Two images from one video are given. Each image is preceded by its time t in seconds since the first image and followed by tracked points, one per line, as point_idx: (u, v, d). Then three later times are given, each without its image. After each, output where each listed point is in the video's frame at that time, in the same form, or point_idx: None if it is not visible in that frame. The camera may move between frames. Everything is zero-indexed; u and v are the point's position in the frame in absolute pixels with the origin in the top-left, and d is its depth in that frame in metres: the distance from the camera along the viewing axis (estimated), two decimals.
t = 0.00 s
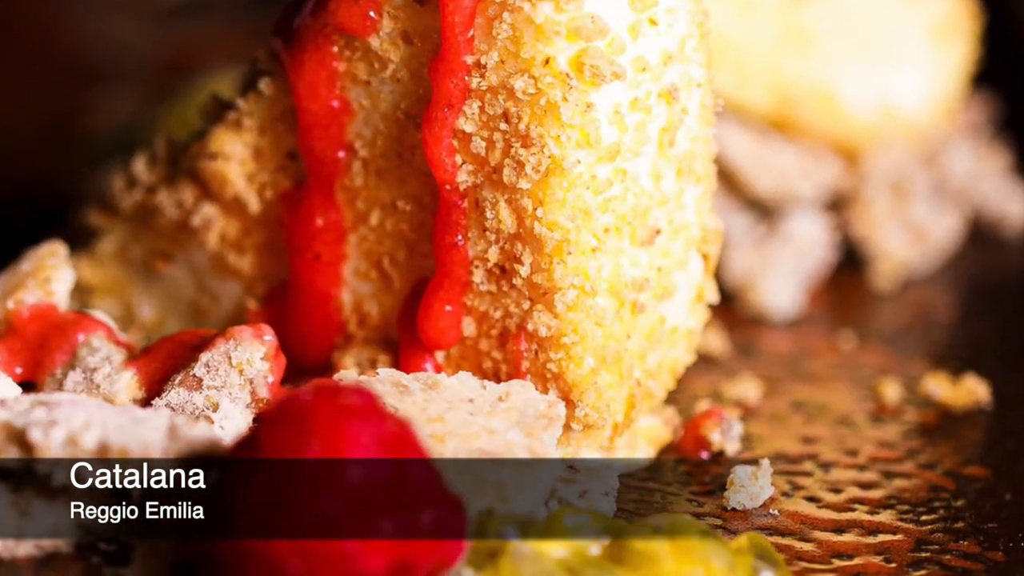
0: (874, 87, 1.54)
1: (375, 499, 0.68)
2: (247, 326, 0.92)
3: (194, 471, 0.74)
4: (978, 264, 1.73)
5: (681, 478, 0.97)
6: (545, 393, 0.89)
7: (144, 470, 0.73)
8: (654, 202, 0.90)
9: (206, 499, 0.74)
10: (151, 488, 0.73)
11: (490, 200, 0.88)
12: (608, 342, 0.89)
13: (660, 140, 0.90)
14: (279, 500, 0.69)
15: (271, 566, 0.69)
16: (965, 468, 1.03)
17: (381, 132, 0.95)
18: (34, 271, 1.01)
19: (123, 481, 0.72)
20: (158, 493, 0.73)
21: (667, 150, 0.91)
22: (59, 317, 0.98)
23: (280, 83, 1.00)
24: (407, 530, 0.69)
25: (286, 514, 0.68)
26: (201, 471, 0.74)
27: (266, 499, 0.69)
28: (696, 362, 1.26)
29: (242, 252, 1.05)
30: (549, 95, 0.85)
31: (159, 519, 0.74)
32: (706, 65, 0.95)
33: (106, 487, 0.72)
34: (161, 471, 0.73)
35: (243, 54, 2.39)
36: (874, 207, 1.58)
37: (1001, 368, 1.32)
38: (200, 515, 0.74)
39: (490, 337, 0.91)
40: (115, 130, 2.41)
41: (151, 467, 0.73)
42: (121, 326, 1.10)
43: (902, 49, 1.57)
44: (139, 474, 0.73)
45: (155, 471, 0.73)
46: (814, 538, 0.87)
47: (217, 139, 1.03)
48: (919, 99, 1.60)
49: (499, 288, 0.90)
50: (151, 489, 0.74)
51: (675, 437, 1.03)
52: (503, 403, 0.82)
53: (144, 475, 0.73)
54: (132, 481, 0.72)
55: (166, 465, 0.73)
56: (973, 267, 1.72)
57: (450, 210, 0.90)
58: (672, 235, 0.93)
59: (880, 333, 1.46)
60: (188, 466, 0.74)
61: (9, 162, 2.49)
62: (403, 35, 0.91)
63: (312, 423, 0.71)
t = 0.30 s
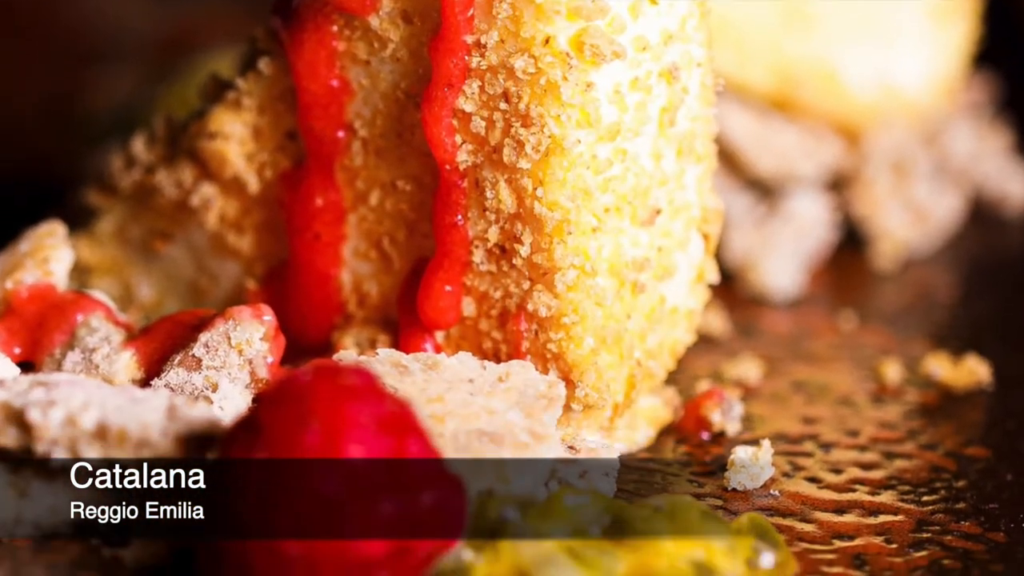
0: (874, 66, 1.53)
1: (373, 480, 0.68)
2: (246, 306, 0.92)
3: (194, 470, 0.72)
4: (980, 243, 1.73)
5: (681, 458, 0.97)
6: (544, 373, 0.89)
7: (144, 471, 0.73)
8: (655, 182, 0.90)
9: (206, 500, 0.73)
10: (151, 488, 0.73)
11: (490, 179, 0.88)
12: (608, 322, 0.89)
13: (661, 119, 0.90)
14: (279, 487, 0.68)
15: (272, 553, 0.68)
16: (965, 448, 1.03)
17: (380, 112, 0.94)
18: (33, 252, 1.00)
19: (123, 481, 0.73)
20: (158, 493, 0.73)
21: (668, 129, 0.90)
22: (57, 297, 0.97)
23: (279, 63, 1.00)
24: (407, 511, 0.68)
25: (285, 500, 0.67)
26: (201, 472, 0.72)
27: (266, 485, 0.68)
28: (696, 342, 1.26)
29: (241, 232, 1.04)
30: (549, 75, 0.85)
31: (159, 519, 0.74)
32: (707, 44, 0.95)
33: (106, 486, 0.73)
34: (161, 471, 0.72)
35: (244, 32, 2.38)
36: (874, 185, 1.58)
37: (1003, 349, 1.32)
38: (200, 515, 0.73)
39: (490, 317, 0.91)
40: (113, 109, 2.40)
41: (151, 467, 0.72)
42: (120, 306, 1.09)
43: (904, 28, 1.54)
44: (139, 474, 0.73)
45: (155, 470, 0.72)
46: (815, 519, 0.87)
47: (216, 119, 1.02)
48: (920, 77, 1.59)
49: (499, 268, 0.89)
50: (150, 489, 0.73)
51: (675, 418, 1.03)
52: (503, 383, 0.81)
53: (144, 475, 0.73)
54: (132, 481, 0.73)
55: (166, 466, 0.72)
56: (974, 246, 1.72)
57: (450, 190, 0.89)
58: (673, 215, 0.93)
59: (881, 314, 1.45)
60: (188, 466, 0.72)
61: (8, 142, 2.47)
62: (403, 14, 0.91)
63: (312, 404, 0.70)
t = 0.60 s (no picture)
0: (876, 46, 1.51)
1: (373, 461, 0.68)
2: (245, 286, 0.92)
3: (194, 470, 0.73)
4: (982, 223, 1.73)
5: (683, 439, 0.97)
6: (545, 354, 0.89)
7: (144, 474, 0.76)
8: (655, 161, 0.90)
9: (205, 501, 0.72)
10: (151, 488, 0.75)
11: (489, 159, 0.87)
12: (609, 303, 0.88)
13: (661, 99, 0.89)
14: (279, 467, 0.68)
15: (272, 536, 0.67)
16: (966, 428, 1.03)
17: (380, 91, 0.93)
18: (31, 232, 1.00)
19: (123, 481, 0.76)
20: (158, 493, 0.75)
21: (668, 109, 0.90)
22: (56, 277, 0.97)
23: (279, 42, 0.99)
24: (407, 491, 0.68)
25: (285, 479, 0.67)
26: (200, 471, 0.72)
27: (265, 464, 0.68)
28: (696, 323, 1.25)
29: (240, 212, 1.04)
30: (549, 54, 0.84)
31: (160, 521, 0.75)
32: (708, 23, 0.94)
33: (106, 487, 0.75)
34: (161, 471, 0.75)
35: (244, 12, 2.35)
36: (875, 164, 1.58)
37: (1004, 329, 1.31)
38: (200, 515, 0.73)
39: (490, 297, 0.91)
40: (112, 90, 2.36)
41: (150, 467, 0.75)
42: (119, 286, 1.09)
43: (905, 7, 1.53)
44: (139, 475, 0.76)
45: (155, 470, 0.75)
46: (816, 500, 0.87)
47: (215, 99, 1.02)
48: (923, 57, 1.57)
49: (499, 248, 0.89)
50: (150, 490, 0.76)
51: (675, 398, 1.03)
52: (503, 363, 0.81)
53: (144, 475, 0.75)
54: (131, 480, 0.76)
55: (165, 465, 0.75)
56: (976, 226, 1.71)
57: (449, 170, 0.89)
58: (673, 195, 0.92)
59: (882, 294, 1.45)
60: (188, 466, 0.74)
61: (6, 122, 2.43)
62: None
63: (312, 385, 0.69)
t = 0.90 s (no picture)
0: (877, 25, 1.51)
1: (373, 441, 0.68)
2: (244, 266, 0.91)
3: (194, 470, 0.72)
4: (984, 203, 1.72)
5: (683, 419, 0.97)
6: (545, 334, 0.89)
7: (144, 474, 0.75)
8: (655, 141, 0.89)
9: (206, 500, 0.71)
10: (151, 488, 0.74)
11: (489, 139, 0.87)
12: (609, 283, 0.88)
13: (661, 78, 0.89)
14: (279, 446, 0.67)
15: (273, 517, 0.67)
16: (968, 408, 1.03)
17: (380, 71, 0.93)
18: (30, 211, 1.00)
19: (123, 481, 0.75)
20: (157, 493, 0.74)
21: (669, 88, 0.90)
22: (54, 257, 0.97)
23: (278, 21, 0.99)
24: (407, 471, 0.69)
25: (285, 459, 0.67)
26: (201, 471, 0.72)
27: (265, 444, 0.68)
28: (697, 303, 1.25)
29: (240, 191, 1.03)
30: (550, 33, 0.83)
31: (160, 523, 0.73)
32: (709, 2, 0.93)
33: (105, 487, 0.75)
34: (161, 471, 0.74)
35: None
36: (876, 144, 1.57)
37: (1005, 309, 1.31)
38: (200, 515, 0.71)
39: (490, 277, 0.90)
40: (111, 70, 2.33)
41: (151, 467, 0.75)
42: (118, 266, 1.09)
43: None
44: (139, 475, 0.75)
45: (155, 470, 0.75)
46: (817, 480, 0.87)
47: (214, 78, 1.01)
48: (924, 36, 1.57)
49: (499, 228, 0.89)
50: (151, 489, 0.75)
51: (675, 378, 1.03)
52: (503, 342, 0.81)
53: (144, 475, 0.75)
54: (131, 481, 0.75)
55: (165, 465, 0.74)
56: (977, 206, 1.71)
57: (449, 149, 0.89)
58: (673, 174, 0.92)
59: (883, 274, 1.45)
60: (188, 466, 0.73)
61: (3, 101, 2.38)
62: None
63: (312, 364, 0.69)
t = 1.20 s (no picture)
0: (880, 6, 1.50)
1: (373, 422, 0.68)
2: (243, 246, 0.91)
3: (193, 470, 0.72)
4: (986, 183, 1.72)
5: (683, 400, 0.96)
6: (545, 314, 0.88)
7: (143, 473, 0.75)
8: (656, 121, 0.89)
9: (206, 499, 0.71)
10: (150, 488, 0.74)
11: (489, 119, 0.86)
12: (609, 263, 0.88)
13: (661, 58, 0.88)
14: (277, 427, 0.67)
15: (271, 497, 0.67)
16: (968, 389, 1.03)
17: (379, 51, 0.92)
18: (28, 191, 1.00)
19: (123, 481, 0.74)
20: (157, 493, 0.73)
21: (669, 68, 0.89)
22: (53, 237, 0.96)
23: None
24: (407, 452, 0.68)
25: (284, 440, 0.67)
26: (201, 471, 0.71)
27: (265, 425, 0.67)
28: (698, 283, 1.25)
29: (240, 171, 1.03)
30: (550, 13, 0.83)
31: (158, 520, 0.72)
32: None
33: (105, 486, 0.74)
34: (161, 471, 0.74)
35: None
36: (877, 124, 1.56)
37: (1006, 289, 1.31)
38: (200, 515, 0.71)
39: (490, 258, 0.90)
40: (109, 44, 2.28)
41: (151, 467, 0.75)
42: (117, 247, 1.08)
43: None
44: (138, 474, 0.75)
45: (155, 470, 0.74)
46: (818, 461, 0.87)
47: (214, 58, 1.01)
48: (925, 16, 1.56)
49: (499, 208, 0.88)
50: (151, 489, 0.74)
51: (675, 358, 1.03)
52: (503, 323, 0.81)
53: (144, 475, 0.74)
54: (131, 481, 0.74)
55: (166, 465, 0.74)
56: (979, 185, 1.71)
57: (449, 129, 0.88)
58: (673, 155, 0.91)
59: (883, 254, 1.44)
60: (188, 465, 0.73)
61: None
62: None
63: (311, 344, 0.69)
